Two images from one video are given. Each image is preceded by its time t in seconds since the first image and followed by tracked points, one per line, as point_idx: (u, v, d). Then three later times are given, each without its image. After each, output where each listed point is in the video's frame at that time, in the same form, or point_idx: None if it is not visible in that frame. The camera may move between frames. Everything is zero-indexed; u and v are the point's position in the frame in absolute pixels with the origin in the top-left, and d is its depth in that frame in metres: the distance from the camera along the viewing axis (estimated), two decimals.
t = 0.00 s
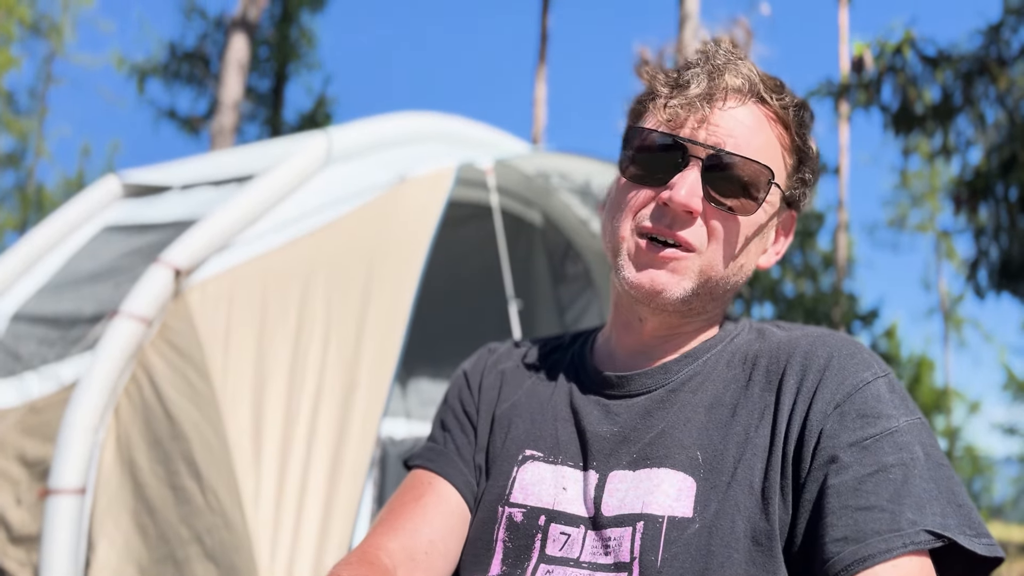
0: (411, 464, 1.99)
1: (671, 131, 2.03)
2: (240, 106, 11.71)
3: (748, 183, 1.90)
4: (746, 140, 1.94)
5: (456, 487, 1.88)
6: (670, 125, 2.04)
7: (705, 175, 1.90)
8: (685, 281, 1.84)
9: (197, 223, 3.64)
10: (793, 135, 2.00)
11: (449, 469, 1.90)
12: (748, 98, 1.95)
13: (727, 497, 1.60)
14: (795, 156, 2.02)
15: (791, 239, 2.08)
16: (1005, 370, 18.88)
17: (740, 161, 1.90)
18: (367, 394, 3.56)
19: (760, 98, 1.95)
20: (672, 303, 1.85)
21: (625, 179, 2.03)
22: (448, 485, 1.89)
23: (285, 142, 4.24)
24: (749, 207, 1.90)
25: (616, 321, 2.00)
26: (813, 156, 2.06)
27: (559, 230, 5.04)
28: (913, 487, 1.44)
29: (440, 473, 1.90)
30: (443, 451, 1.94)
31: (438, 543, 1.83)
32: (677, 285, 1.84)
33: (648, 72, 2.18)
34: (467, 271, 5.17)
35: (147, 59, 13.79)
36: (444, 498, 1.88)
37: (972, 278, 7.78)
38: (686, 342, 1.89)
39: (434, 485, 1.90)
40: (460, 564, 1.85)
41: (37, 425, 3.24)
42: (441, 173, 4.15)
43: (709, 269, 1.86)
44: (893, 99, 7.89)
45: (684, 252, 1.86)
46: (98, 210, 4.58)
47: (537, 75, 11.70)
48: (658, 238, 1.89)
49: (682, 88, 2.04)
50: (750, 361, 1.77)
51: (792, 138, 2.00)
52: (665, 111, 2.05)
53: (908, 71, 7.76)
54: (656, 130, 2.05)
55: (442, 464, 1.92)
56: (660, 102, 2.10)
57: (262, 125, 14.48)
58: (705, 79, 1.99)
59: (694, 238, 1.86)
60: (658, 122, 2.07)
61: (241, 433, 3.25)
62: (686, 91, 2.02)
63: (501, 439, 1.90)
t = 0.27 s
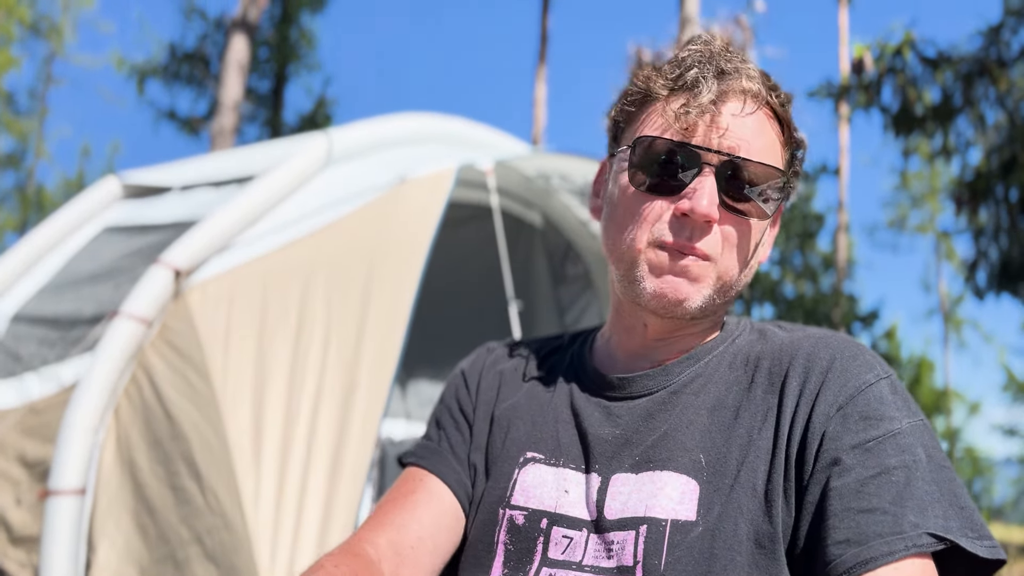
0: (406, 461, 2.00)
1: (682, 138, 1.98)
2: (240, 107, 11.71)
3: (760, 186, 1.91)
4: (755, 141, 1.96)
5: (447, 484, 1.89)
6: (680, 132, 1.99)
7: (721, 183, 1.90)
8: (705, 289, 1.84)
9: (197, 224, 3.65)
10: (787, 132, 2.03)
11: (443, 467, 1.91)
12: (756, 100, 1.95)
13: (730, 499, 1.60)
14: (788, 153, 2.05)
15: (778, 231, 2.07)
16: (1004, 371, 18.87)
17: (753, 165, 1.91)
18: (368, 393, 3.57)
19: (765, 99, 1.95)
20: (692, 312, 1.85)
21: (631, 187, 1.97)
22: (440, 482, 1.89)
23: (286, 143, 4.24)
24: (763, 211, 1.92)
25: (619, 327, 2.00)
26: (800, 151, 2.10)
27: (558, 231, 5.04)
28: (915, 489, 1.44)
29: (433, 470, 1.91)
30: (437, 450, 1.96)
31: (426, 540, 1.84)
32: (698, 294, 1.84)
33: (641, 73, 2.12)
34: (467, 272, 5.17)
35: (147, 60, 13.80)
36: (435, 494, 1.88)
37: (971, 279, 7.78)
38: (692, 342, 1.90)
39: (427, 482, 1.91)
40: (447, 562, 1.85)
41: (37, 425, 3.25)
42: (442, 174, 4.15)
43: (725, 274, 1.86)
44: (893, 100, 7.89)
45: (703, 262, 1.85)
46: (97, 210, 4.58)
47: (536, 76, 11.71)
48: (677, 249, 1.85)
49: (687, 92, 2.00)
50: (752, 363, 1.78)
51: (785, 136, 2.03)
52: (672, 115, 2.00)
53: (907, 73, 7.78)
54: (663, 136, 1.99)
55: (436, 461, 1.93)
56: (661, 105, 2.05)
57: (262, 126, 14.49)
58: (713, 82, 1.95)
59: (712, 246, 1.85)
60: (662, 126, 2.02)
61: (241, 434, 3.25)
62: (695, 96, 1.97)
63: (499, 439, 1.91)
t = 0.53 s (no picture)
0: (411, 466, 2.01)
1: (665, 136, 2.01)
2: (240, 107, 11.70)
3: (746, 183, 1.92)
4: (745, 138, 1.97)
5: (454, 487, 1.89)
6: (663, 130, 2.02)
7: (705, 179, 1.92)
8: (691, 283, 1.86)
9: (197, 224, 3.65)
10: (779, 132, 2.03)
11: (449, 470, 1.92)
12: (739, 98, 1.97)
13: (724, 498, 1.60)
14: (780, 153, 2.05)
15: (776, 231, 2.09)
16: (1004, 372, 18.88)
17: (738, 161, 1.92)
18: (368, 390, 3.57)
19: (749, 97, 1.97)
20: (679, 306, 1.87)
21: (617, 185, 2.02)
22: (447, 485, 1.90)
23: (286, 143, 4.25)
24: (749, 208, 1.93)
25: (614, 328, 2.01)
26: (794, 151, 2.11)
27: (558, 232, 5.04)
28: (910, 487, 1.43)
29: (439, 474, 1.92)
30: (441, 453, 1.96)
31: (436, 543, 1.85)
32: (684, 287, 1.86)
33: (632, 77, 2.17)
34: (467, 272, 5.17)
35: (147, 60, 13.79)
36: (441, 498, 1.89)
37: (971, 280, 7.78)
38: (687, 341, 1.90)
39: (433, 486, 1.91)
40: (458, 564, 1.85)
41: (37, 425, 3.24)
42: (441, 175, 4.16)
43: (712, 268, 1.88)
44: (893, 101, 7.89)
45: (688, 256, 1.87)
46: (97, 210, 4.58)
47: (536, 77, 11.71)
48: (659, 244, 1.89)
49: (671, 92, 2.04)
50: (747, 362, 1.78)
51: (777, 136, 2.03)
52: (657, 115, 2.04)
53: (907, 73, 7.78)
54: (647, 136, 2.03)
55: (441, 464, 1.94)
56: (648, 107, 2.09)
57: (262, 126, 14.49)
58: (696, 82, 1.99)
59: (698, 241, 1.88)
60: (649, 127, 2.06)
61: (240, 434, 3.26)
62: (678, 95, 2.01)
63: (500, 438, 1.92)
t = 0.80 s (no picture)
0: (410, 460, 2.01)
1: (655, 127, 2.05)
2: (239, 106, 11.69)
3: (737, 171, 1.96)
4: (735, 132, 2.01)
5: (453, 478, 1.89)
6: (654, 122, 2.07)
7: (698, 168, 1.95)
8: (689, 275, 1.88)
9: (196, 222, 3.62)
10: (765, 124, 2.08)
11: (447, 461, 1.92)
12: (726, 89, 2.02)
13: (721, 499, 1.60)
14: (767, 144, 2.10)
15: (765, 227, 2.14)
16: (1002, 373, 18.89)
17: (729, 149, 1.96)
18: (366, 391, 3.58)
19: (736, 89, 2.03)
20: (677, 299, 1.88)
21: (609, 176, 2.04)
22: (446, 475, 1.90)
23: (286, 142, 4.24)
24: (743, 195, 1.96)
25: (610, 326, 2.02)
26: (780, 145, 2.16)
27: (556, 231, 5.03)
28: (906, 488, 1.43)
29: (438, 465, 1.92)
30: (441, 445, 1.96)
31: (436, 531, 1.85)
32: (683, 279, 1.87)
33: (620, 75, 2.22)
34: (466, 271, 5.18)
35: (146, 58, 13.77)
36: (440, 487, 1.89)
37: (969, 280, 7.80)
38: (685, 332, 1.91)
39: (433, 476, 1.92)
40: (456, 557, 1.85)
41: (35, 423, 3.24)
42: (441, 174, 4.18)
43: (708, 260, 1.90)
44: (892, 101, 7.89)
45: (685, 246, 1.89)
46: (97, 208, 4.58)
47: (536, 76, 11.72)
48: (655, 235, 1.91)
49: (660, 85, 2.08)
50: (743, 362, 1.79)
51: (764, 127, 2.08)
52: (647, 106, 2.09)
53: (907, 73, 7.72)
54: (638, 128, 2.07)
55: (441, 455, 1.94)
56: (637, 101, 2.13)
57: (262, 124, 14.50)
58: (684, 73, 2.04)
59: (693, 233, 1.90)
60: (639, 119, 2.10)
61: (239, 433, 3.26)
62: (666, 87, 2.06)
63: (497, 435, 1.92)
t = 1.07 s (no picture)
0: (405, 458, 2.03)
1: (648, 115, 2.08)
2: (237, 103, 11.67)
3: (732, 159, 1.99)
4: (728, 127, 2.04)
5: (449, 477, 1.92)
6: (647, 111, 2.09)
7: (694, 156, 1.99)
8: (688, 263, 1.89)
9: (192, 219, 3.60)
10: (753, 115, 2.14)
11: (443, 460, 1.95)
12: (718, 79, 2.08)
13: (715, 500, 1.62)
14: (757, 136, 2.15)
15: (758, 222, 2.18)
16: (997, 374, 18.92)
17: (722, 138, 2.00)
18: (360, 395, 3.60)
19: (726, 79, 2.09)
20: (677, 288, 1.90)
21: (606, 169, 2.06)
22: (441, 475, 1.93)
23: (284, 139, 4.23)
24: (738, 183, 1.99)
25: (605, 319, 2.05)
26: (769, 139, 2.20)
27: (553, 229, 5.03)
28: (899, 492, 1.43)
29: (434, 463, 1.95)
30: (436, 443, 1.99)
31: (432, 532, 1.87)
32: (683, 267, 1.89)
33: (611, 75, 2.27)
34: (462, 270, 5.18)
35: (143, 54, 13.73)
36: (436, 486, 1.92)
37: (965, 281, 7.82)
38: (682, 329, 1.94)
39: (428, 475, 1.95)
40: (451, 558, 1.87)
41: (31, 420, 3.23)
42: (438, 172, 4.20)
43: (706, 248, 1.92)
44: (889, 102, 7.89)
45: (683, 233, 1.91)
46: (94, 204, 4.58)
47: (534, 75, 11.72)
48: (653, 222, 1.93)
49: (652, 77, 2.13)
50: (738, 361, 1.81)
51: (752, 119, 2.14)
52: (640, 97, 2.11)
53: (905, 74, 7.77)
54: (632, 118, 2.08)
55: (436, 455, 1.97)
56: (629, 97, 2.16)
57: (260, 121, 14.49)
58: (675, 64, 2.09)
59: (690, 219, 1.92)
60: (632, 111, 2.13)
61: (234, 431, 3.26)
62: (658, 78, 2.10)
63: (491, 431, 1.95)
